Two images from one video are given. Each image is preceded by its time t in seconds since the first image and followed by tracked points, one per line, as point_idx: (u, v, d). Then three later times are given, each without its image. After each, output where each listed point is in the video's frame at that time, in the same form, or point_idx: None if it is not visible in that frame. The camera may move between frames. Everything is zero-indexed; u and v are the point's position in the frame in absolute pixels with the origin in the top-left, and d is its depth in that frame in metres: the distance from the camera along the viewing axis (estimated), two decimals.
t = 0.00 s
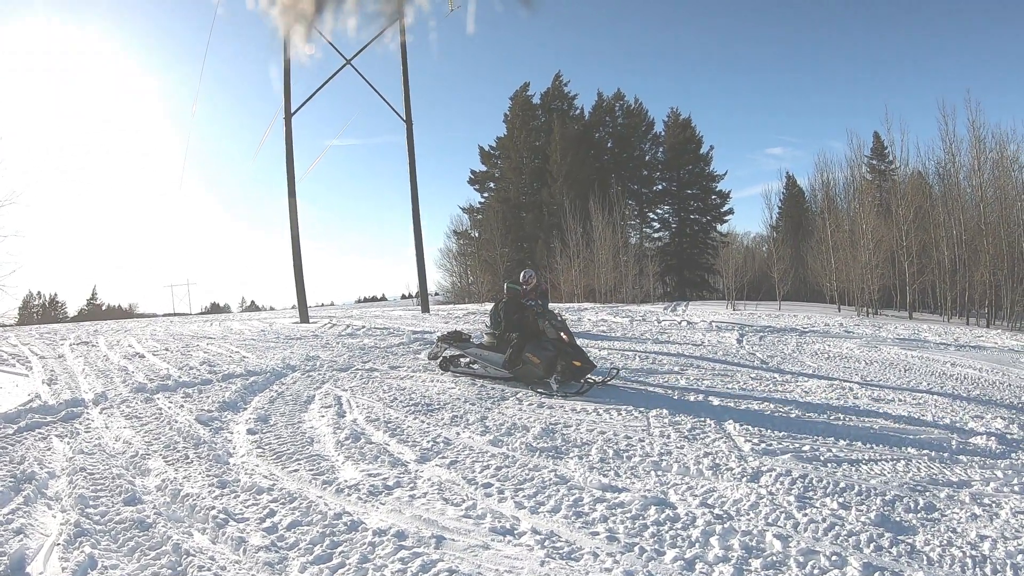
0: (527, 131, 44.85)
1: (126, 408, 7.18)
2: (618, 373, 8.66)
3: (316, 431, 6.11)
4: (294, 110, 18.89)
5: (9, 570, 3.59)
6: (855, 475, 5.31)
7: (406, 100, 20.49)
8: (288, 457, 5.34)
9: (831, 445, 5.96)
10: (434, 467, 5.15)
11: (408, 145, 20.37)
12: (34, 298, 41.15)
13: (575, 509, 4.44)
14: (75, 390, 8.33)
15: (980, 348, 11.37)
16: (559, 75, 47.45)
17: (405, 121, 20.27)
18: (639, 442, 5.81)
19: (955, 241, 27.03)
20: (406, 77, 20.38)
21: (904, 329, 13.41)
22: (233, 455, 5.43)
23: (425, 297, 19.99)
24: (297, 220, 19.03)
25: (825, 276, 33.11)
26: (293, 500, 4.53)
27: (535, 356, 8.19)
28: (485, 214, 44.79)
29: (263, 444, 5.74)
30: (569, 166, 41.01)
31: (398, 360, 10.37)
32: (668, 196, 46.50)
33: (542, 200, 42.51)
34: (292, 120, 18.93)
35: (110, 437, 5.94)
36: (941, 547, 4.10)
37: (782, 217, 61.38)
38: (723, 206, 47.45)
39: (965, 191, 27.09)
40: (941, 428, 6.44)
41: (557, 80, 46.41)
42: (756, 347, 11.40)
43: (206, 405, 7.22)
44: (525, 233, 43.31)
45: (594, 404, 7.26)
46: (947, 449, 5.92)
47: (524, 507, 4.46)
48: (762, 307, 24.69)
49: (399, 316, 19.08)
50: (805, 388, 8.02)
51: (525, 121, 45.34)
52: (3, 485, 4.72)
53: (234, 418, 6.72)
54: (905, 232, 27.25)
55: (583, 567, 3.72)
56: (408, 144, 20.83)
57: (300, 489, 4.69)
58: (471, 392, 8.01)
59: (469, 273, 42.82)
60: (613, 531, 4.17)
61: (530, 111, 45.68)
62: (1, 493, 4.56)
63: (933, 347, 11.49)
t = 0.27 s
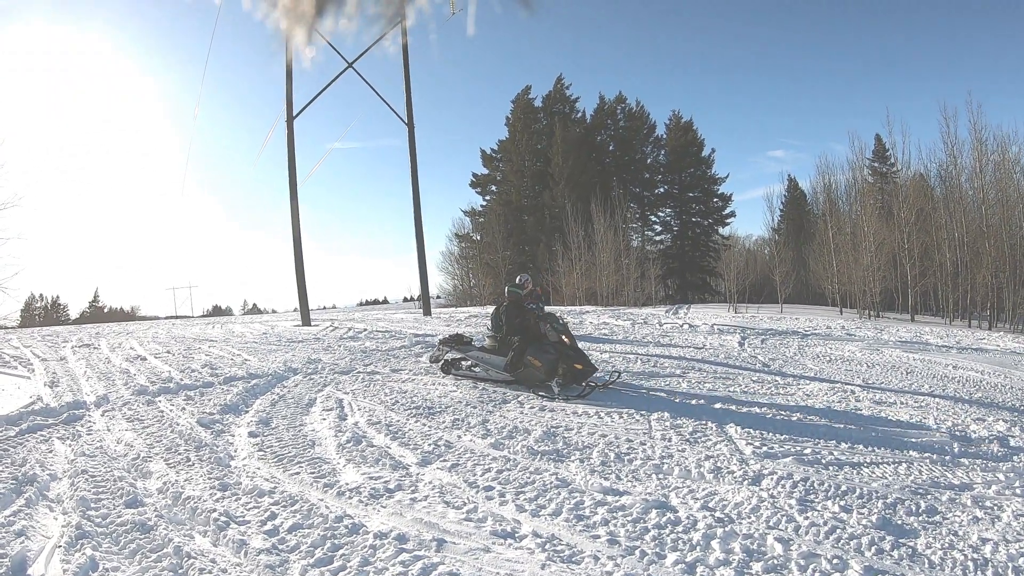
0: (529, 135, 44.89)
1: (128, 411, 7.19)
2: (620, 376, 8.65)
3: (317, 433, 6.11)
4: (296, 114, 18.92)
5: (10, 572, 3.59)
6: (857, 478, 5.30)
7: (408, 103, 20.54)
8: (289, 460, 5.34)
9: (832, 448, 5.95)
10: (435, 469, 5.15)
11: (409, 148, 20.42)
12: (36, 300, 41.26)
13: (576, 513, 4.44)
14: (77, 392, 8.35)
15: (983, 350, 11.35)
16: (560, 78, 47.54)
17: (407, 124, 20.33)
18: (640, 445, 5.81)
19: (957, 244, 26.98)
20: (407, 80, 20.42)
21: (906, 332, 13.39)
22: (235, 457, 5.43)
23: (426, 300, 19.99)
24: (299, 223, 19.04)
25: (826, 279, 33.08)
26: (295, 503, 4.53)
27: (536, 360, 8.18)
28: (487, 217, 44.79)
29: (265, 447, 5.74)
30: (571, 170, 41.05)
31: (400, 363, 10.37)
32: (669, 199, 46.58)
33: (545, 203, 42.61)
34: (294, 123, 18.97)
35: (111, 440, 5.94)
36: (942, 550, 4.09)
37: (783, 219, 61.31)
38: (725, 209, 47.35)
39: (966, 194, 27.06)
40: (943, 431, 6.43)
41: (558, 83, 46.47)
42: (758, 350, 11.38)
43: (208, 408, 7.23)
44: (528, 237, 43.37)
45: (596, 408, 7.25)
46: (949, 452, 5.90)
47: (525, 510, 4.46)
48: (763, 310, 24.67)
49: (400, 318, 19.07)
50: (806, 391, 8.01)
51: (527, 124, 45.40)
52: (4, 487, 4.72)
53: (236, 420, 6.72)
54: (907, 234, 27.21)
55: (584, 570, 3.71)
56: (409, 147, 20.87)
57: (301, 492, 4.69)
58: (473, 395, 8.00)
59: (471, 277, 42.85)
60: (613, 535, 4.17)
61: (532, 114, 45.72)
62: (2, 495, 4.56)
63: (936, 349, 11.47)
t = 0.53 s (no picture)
0: (531, 136, 44.88)
1: (129, 411, 7.20)
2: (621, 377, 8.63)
3: (317, 434, 6.12)
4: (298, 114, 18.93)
5: (11, 572, 3.59)
6: (857, 480, 5.30)
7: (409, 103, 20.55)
8: (290, 461, 5.34)
9: (833, 450, 5.95)
10: (436, 470, 5.15)
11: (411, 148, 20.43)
12: (38, 299, 41.36)
13: (576, 514, 4.44)
14: (79, 392, 8.36)
15: (984, 351, 11.34)
16: (562, 78, 47.56)
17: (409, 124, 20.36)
18: (641, 446, 5.81)
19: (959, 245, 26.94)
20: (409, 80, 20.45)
21: (908, 333, 13.38)
22: (235, 457, 5.43)
23: (428, 300, 19.99)
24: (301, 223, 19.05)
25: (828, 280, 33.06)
26: (295, 503, 4.53)
27: (537, 361, 8.17)
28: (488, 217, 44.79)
29: (265, 447, 5.74)
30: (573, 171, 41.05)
31: (401, 364, 10.37)
32: (671, 200, 46.54)
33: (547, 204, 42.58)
34: (296, 123, 18.98)
35: (112, 439, 5.95)
36: (942, 552, 4.09)
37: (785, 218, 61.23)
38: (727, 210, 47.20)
39: (969, 195, 27.01)
40: (943, 433, 6.43)
41: (560, 83, 46.44)
42: (759, 351, 11.37)
43: (209, 408, 7.24)
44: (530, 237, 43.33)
45: (597, 409, 7.25)
46: (950, 453, 5.90)
47: (525, 511, 4.46)
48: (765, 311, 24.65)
49: (401, 319, 19.07)
50: (808, 392, 7.99)
51: (529, 125, 45.38)
52: (5, 487, 4.73)
53: (237, 420, 6.73)
54: (909, 235, 27.17)
55: (583, 571, 3.71)
56: (411, 147, 20.87)
57: (302, 492, 4.70)
58: (473, 396, 8.00)
59: (473, 277, 42.88)
60: (613, 536, 4.17)
61: (534, 115, 45.70)
62: (4, 495, 4.57)
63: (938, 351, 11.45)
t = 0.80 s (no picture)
0: (532, 138, 44.89)
1: (130, 412, 7.21)
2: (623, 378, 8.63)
3: (318, 436, 6.13)
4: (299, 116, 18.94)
5: (12, 573, 3.60)
6: (857, 482, 5.30)
7: (410, 105, 20.56)
8: (291, 463, 5.35)
9: (833, 452, 5.95)
10: (436, 473, 5.15)
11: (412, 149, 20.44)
12: (39, 300, 41.42)
13: (577, 515, 4.44)
14: (80, 393, 8.37)
15: (985, 353, 11.33)
16: (565, 82, 47.61)
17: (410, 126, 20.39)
18: (642, 448, 5.81)
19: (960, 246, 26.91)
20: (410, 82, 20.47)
21: (909, 335, 13.37)
22: (237, 459, 5.44)
23: (428, 302, 19.98)
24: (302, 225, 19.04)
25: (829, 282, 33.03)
26: (296, 505, 4.54)
27: (538, 363, 8.17)
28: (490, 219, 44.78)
29: (266, 449, 5.75)
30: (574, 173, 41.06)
31: (402, 366, 10.37)
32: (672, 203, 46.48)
33: (548, 206, 42.49)
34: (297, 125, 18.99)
35: (113, 441, 5.96)
36: (942, 554, 4.09)
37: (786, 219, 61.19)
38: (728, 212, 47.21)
39: (970, 196, 27.00)
40: (944, 435, 6.43)
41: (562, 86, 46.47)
42: (760, 353, 11.37)
43: (210, 410, 7.25)
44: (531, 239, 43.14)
45: (597, 411, 7.25)
46: (951, 455, 5.89)
47: (526, 513, 4.46)
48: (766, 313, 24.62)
49: (402, 321, 19.06)
50: (809, 394, 7.99)
51: (530, 127, 45.37)
52: (7, 488, 4.74)
53: (238, 422, 6.73)
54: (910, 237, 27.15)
55: (584, 573, 3.71)
56: (412, 149, 20.86)
57: (302, 494, 4.70)
58: (474, 398, 8.00)
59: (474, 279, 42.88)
60: (614, 538, 4.17)
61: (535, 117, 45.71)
62: (5, 496, 4.58)
63: (939, 352, 11.45)
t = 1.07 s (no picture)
0: (535, 139, 44.90)
1: (134, 411, 7.22)
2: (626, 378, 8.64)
3: (322, 435, 6.13)
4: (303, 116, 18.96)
5: (16, 570, 3.60)
6: (861, 483, 5.29)
7: (413, 105, 20.57)
8: (294, 462, 5.35)
9: (837, 453, 5.94)
10: (440, 472, 5.15)
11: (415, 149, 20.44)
12: (43, 300, 41.50)
13: (580, 516, 4.44)
14: (84, 392, 8.37)
15: (989, 355, 11.30)
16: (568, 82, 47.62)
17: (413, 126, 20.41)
18: (645, 449, 5.81)
19: (963, 248, 26.87)
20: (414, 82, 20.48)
21: (912, 336, 13.35)
22: (240, 458, 5.44)
23: (431, 301, 19.98)
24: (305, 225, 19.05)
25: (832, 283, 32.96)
26: (299, 504, 4.54)
27: (541, 363, 8.16)
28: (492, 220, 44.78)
29: (270, 448, 5.76)
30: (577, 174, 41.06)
31: (405, 365, 10.37)
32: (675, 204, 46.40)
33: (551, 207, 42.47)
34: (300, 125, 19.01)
35: (117, 440, 5.96)
36: (946, 555, 4.08)
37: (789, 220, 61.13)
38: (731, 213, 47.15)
39: (973, 198, 26.96)
40: (947, 436, 6.42)
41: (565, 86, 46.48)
42: (763, 354, 11.35)
43: (214, 409, 7.25)
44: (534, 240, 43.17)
45: (601, 411, 7.25)
46: (954, 457, 5.88)
47: (529, 513, 4.46)
48: (769, 314, 24.58)
49: (405, 321, 19.04)
50: (812, 395, 7.98)
51: (533, 128, 45.37)
52: (10, 487, 4.74)
53: (241, 421, 6.74)
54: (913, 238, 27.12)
55: (587, 573, 3.71)
56: (415, 149, 20.87)
57: (306, 493, 4.71)
58: (477, 398, 8.00)
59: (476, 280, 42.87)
60: (617, 538, 4.17)
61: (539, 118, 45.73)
62: (9, 494, 4.59)
63: (943, 354, 11.42)
